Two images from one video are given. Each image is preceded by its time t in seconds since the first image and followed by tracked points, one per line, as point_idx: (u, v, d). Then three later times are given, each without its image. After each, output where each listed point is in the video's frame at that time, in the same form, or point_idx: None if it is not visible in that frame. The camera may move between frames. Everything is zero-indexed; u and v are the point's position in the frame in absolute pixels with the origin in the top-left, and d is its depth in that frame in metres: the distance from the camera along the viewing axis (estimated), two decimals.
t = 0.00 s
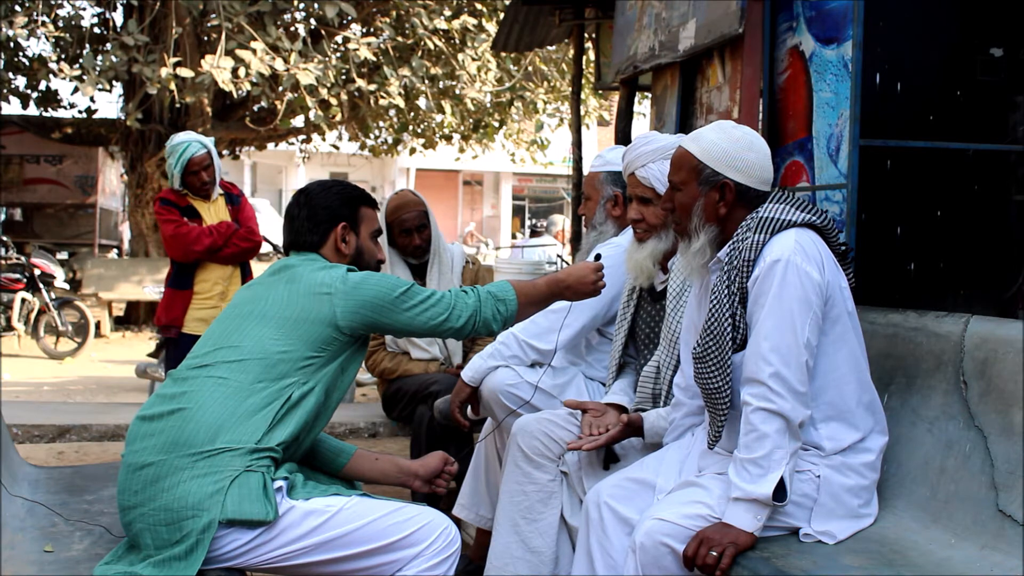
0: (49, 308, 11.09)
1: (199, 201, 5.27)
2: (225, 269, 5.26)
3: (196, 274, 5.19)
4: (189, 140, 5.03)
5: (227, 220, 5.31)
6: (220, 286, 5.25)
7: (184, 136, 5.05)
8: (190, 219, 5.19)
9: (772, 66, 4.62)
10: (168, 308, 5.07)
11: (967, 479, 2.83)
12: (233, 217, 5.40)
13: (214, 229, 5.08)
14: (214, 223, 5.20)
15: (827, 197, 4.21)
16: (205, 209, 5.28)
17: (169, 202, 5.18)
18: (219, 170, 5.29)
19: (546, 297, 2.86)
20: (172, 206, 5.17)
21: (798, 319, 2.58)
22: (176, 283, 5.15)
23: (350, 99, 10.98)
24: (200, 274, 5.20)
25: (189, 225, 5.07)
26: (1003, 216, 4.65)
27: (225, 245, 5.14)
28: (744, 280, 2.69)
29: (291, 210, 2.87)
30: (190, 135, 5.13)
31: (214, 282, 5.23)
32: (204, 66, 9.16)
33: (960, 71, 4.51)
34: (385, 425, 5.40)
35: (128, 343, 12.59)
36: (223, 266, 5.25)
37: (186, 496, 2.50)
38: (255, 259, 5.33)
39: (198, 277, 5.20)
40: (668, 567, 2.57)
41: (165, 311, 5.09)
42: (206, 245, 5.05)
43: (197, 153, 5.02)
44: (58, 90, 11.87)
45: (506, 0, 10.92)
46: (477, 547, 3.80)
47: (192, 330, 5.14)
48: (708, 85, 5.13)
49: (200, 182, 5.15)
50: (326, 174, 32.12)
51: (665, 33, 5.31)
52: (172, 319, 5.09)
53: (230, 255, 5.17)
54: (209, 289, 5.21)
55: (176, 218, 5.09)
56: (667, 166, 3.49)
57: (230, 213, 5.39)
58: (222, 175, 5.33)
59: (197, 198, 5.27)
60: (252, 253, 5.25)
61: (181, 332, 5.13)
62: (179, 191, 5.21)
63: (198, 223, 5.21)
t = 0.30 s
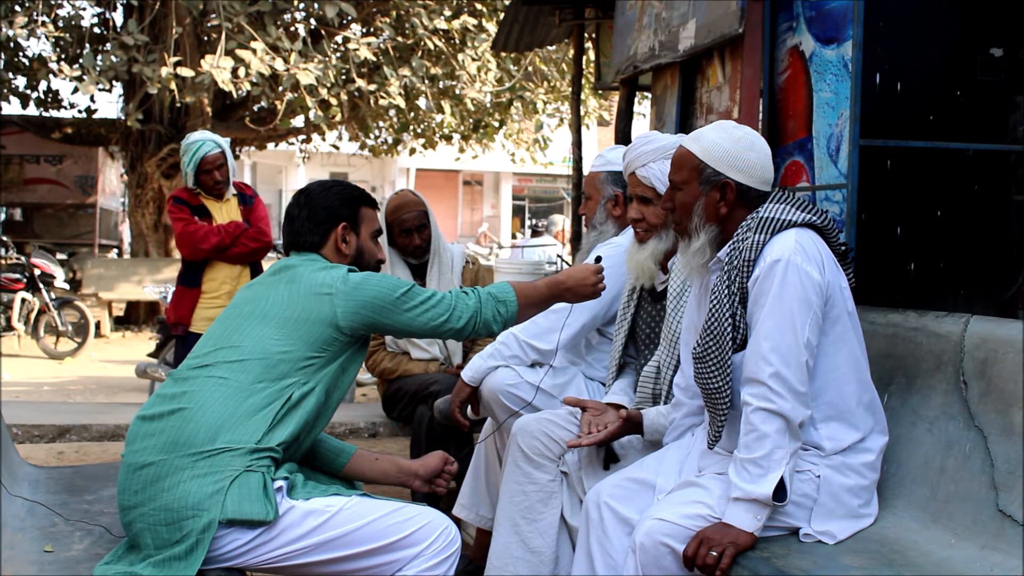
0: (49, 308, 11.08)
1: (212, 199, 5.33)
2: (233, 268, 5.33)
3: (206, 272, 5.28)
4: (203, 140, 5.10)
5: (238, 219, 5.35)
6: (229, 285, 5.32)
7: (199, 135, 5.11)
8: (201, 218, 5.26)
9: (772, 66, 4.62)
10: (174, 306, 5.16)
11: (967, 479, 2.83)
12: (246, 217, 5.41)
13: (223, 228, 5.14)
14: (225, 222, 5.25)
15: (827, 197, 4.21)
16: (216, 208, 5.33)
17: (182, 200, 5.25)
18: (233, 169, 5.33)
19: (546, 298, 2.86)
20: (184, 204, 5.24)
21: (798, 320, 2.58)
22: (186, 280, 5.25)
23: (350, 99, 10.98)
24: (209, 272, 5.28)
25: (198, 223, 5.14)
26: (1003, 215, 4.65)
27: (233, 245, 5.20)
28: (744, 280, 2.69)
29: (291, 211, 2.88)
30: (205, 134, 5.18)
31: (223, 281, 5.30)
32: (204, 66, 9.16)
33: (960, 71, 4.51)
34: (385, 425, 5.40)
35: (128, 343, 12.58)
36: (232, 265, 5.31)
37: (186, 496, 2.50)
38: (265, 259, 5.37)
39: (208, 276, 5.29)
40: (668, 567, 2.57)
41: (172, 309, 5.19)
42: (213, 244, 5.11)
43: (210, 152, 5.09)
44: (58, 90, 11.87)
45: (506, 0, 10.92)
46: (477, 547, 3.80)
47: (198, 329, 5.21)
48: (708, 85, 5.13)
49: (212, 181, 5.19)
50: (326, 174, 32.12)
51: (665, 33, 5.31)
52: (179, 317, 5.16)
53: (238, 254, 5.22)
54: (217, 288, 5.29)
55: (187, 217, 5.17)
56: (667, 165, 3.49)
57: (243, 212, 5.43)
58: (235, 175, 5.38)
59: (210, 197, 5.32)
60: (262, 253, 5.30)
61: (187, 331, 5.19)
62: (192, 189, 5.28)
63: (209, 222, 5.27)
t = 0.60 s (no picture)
0: (49, 308, 11.07)
1: (221, 199, 5.34)
2: (239, 268, 5.33)
3: (211, 271, 5.30)
4: (214, 139, 5.11)
5: (246, 220, 5.35)
6: (234, 285, 5.33)
7: (210, 134, 5.12)
8: (208, 217, 5.27)
9: (772, 66, 4.62)
10: (179, 305, 5.21)
11: (967, 479, 2.83)
12: (253, 219, 5.42)
13: (228, 228, 5.15)
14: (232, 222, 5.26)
15: (827, 197, 4.21)
16: (225, 208, 5.33)
17: (192, 200, 5.28)
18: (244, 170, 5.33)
19: (546, 298, 2.86)
20: (193, 204, 5.27)
21: (798, 320, 2.58)
22: (191, 279, 5.28)
23: (350, 99, 10.97)
24: (214, 272, 5.30)
25: (204, 222, 5.16)
26: (1003, 216, 4.65)
27: (237, 245, 5.19)
28: (744, 280, 2.69)
29: (292, 211, 2.88)
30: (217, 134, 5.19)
31: (227, 281, 5.32)
32: (204, 66, 9.16)
33: (960, 71, 4.51)
34: (385, 425, 5.39)
35: (128, 343, 12.58)
36: (237, 265, 5.31)
37: (186, 496, 2.50)
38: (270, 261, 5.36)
39: (213, 275, 5.30)
40: (668, 567, 2.57)
41: (178, 307, 5.24)
42: (217, 242, 5.12)
43: (221, 152, 5.09)
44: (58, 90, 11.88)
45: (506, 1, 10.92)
46: (477, 546, 3.80)
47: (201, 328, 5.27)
48: (708, 85, 5.13)
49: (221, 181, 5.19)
50: (326, 173, 32.12)
51: (665, 33, 5.31)
52: (183, 316, 5.23)
53: (243, 255, 5.22)
54: (222, 288, 5.31)
55: (194, 215, 5.19)
56: (669, 165, 3.48)
57: (251, 214, 5.43)
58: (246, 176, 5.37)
59: (219, 197, 5.34)
60: (267, 254, 5.29)
61: (191, 330, 5.27)
62: (202, 189, 5.30)
63: (216, 221, 5.28)
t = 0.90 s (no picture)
0: (49, 308, 11.07)
1: (225, 199, 5.34)
2: (241, 268, 5.33)
3: (213, 271, 5.31)
4: (219, 139, 5.11)
5: (251, 220, 5.35)
6: (235, 285, 5.33)
7: (215, 135, 5.13)
8: (212, 216, 5.28)
9: (772, 66, 4.62)
10: (181, 305, 5.25)
11: (967, 479, 2.83)
12: (257, 219, 5.40)
13: (230, 228, 5.15)
14: (236, 222, 5.26)
15: (827, 197, 4.21)
16: (228, 208, 5.33)
17: (196, 198, 5.28)
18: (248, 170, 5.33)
19: (546, 298, 2.86)
20: (197, 203, 5.27)
21: (798, 320, 2.58)
22: (193, 278, 5.29)
23: (350, 99, 10.97)
24: (216, 271, 5.31)
25: (207, 221, 5.17)
26: (1003, 216, 4.65)
27: (240, 245, 5.20)
28: (744, 280, 2.69)
29: (291, 211, 2.88)
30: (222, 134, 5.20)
31: (229, 281, 5.32)
32: (204, 66, 9.16)
33: (960, 71, 4.51)
34: (385, 425, 5.39)
35: (128, 343, 12.58)
36: (239, 265, 5.32)
37: (186, 496, 2.50)
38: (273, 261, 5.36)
39: (215, 275, 5.31)
40: (668, 567, 2.57)
41: (180, 306, 5.27)
42: (219, 242, 5.13)
43: (226, 152, 5.10)
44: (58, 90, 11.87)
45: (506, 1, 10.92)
46: (477, 547, 3.80)
47: (202, 328, 5.29)
48: (708, 85, 5.13)
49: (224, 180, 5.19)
50: (326, 173, 32.12)
51: (665, 33, 5.31)
52: (185, 314, 5.26)
53: (244, 255, 5.23)
54: (224, 288, 5.32)
55: (197, 215, 5.20)
56: (668, 167, 3.48)
57: (256, 214, 5.42)
58: (252, 176, 5.37)
59: (223, 197, 5.34)
60: (269, 255, 5.29)
61: (193, 329, 5.29)
62: (206, 188, 5.30)
63: (219, 221, 5.28)
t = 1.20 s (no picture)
0: (49, 308, 11.07)
1: (227, 199, 5.34)
2: (242, 268, 5.33)
3: (214, 271, 5.31)
4: (222, 139, 5.12)
5: (252, 220, 5.34)
6: (236, 285, 5.33)
7: (218, 134, 5.14)
8: (213, 216, 5.27)
9: (772, 66, 4.62)
10: (184, 304, 5.28)
11: (967, 479, 2.83)
12: (259, 219, 5.40)
13: (232, 228, 5.15)
14: (237, 222, 5.26)
15: (827, 197, 4.21)
16: (230, 208, 5.32)
17: (197, 198, 5.28)
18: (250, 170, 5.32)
19: (546, 298, 2.86)
20: (199, 202, 5.27)
21: (798, 320, 2.58)
22: (195, 277, 5.30)
23: (349, 99, 10.97)
24: (218, 271, 5.31)
25: (209, 221, 5.17)
26: (1003, 216, 4.64)
27: (241, 244, 5.20)
28: (744, 280, 2.69)
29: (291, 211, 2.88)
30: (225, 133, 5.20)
31: (230, 280, 5.32)
32: (204, 66, 9.16)
33: (961, 71, 4.51)
34: (385, 425, 5.39)
35: (128, 343, 12.58)
36: (240, 266, 5.31)
37: (186, 496, 2.50)
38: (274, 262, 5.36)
39: (216, 275, 5.32)
40: (668, 567, 2.57)
41: (183, 305, 5.31)
42: (221, 241, 5.13)
43: (228, 151, 5.10)
44: (58, 90, 11.87)
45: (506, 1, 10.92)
46: (477, 547, 3.80)
47: (204, 328, 5.31)
48: (708, 85, 5.13)
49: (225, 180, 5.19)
50: (326, 173, 32.13)
51: (665, 33, 5.31)
52: (187, 314, 5.28)
53: (245, 255, 5.23)
54: (226, 288, 5.33)
55: (198, 214, 5.20)
56: (668, 165, 3.48)
57: (257, 214, 5.42)
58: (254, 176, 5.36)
59: (225, 197, 5.33)
60: (271, 255, 5.29)
61: (195, 328, 5.30)
62: (209, 188, 5.30)
63: (221, 220, 5.28)
